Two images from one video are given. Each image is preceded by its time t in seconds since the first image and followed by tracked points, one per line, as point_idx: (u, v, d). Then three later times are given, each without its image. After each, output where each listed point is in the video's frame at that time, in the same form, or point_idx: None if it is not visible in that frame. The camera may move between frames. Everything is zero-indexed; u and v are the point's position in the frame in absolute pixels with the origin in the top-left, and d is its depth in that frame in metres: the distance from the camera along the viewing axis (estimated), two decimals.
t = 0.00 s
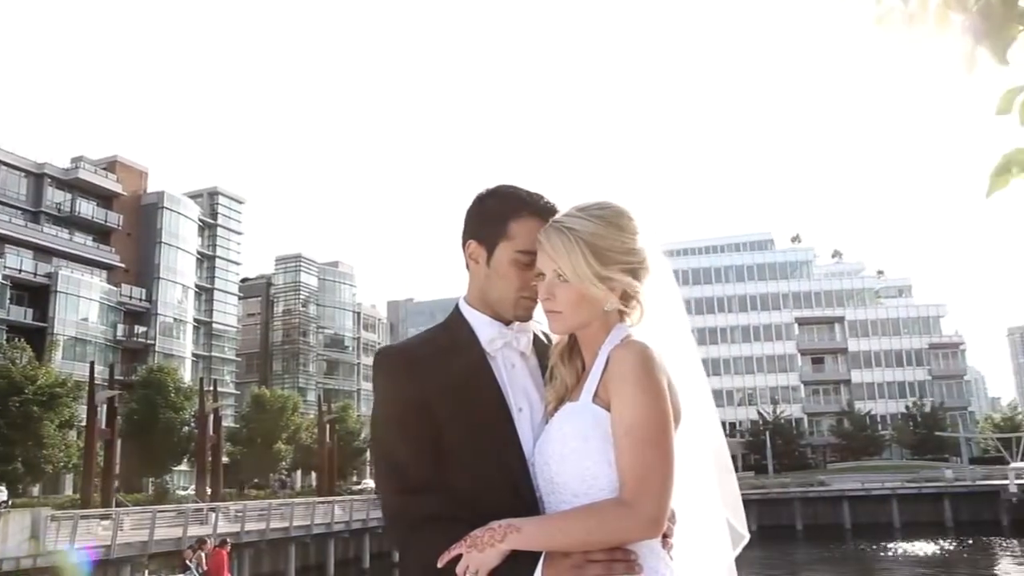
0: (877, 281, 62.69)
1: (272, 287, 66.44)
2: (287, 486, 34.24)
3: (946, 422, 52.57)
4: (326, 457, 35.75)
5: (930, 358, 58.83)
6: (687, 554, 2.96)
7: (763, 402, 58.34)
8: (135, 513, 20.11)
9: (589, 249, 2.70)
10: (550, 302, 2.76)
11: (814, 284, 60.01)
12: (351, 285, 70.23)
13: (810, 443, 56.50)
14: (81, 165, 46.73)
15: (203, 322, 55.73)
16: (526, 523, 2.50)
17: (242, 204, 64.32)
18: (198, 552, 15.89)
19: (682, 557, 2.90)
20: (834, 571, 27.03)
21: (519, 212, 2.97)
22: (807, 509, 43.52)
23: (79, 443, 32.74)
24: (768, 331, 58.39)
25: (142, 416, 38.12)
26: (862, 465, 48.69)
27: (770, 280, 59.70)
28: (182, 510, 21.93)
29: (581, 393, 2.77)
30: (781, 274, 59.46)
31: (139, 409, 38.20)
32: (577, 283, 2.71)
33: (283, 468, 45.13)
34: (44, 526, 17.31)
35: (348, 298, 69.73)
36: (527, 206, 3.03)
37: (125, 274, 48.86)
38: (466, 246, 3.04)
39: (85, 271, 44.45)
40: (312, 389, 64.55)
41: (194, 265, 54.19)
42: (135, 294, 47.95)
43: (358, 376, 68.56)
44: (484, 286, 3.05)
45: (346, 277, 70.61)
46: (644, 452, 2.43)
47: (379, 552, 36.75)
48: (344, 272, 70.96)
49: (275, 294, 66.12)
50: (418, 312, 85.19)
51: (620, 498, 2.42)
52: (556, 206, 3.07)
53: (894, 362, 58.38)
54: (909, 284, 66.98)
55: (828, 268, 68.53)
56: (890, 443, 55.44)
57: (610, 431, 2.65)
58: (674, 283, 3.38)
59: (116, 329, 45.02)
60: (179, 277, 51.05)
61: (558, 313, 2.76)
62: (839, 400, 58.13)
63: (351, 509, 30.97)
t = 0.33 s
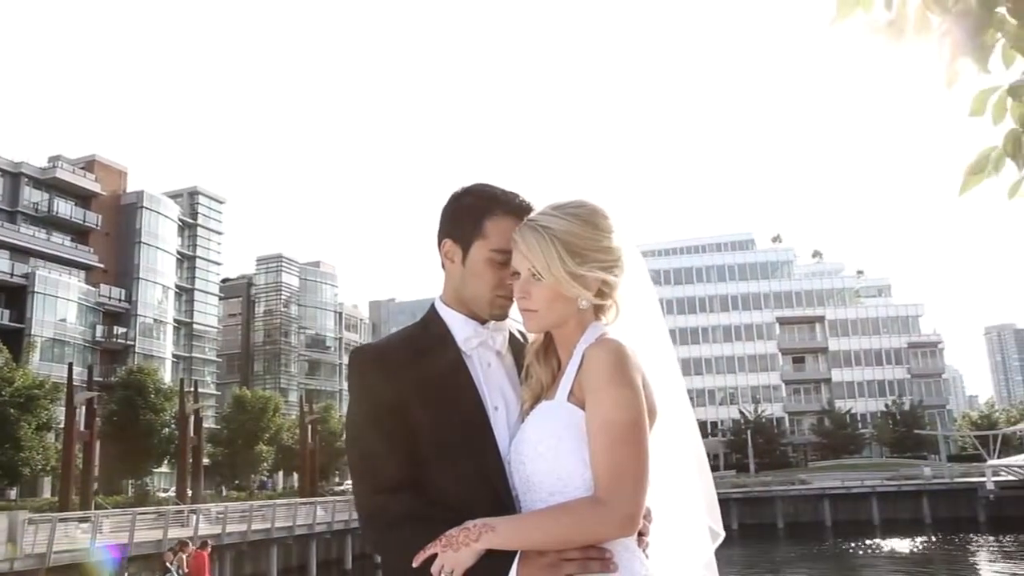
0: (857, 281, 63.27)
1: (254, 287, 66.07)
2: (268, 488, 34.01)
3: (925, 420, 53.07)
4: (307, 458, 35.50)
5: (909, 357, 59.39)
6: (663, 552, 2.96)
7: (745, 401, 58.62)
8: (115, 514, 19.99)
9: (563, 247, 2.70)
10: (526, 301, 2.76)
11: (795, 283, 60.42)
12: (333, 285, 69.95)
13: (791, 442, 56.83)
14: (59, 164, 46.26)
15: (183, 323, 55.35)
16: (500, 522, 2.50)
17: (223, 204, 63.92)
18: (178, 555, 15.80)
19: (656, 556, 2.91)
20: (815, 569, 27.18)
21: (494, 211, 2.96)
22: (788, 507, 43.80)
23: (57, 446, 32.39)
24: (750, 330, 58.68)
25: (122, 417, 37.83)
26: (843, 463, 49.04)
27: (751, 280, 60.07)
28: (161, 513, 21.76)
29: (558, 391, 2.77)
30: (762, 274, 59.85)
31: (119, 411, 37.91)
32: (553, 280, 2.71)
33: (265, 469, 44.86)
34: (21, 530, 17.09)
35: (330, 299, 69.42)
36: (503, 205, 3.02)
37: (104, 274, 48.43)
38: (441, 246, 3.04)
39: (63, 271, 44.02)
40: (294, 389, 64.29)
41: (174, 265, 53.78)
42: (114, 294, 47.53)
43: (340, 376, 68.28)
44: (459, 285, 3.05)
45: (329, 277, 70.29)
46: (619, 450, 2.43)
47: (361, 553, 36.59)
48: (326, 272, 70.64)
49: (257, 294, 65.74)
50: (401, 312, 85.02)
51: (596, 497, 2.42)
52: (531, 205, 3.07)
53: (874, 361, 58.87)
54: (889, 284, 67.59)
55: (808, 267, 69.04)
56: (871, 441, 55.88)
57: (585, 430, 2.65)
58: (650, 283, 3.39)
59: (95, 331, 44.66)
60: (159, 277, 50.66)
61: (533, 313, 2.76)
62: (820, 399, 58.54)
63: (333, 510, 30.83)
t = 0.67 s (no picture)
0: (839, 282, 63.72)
1: (237, 285, 65.72)
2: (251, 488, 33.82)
3: (906, 421, 53.52)
4: (291, 457, 35.30)
5: (891, 358, 59.85)
6: (640, 554, 2.97)
7: (728, 402, 58.79)
8: (95, 514, 19.82)
9: (543, 247, 2.70)
10: (505, 301, 2.76)
11: (778, 285, 60.79)
12: (317, 284, 69.72)
13: (773, 442, 57.06)
14: (40, 161, 45.79)
15: (165, 322, 54.96)
16: (477, 522, 2.50)
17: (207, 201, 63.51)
18: (159, 554, 15.66)
19: (635, 555, 2.92)
20: (798, 569, 27.29)
21: (474, 210, 2.97)
22: (770, 508, 43.97)
23: (35, 445, 32.08)
24: (733, 331, 58.94)
25: (103, 416, 37.55)
26: (825, 464, 49.34)
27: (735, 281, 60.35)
28: (142, 512, 21.62)
29: (536, 390, 2.78)
30: (746, 274, 60.13)
31: (100, 410, 37.64)
32: (534, 278, 2.70)
33: (247, 469, 44.66)
34: None
35: (314, 297, 69.18)
36: (483, 204, 3.03)
37: (85, 272, 48.04)
38: (421, 244, 3.05)
39: (44, 268, 43.63)
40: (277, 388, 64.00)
41: (157, 263, 53.42)
42: (96, 292, 47.14)
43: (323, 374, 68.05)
44: (438, 284, 3.06)
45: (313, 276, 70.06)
46: (597, 450, 2.43)
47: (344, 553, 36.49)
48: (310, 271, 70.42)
49: (240, 292, 65.42)
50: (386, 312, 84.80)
51: (573, 496, 2.42)
52: (511, 205, 3.07)
53: (856, 362, 59.30)
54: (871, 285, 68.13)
55: (791, 269, 69.48)
56: (853, 442, 56.27)
57: (564, 429, 2.66)
58: (630, 283, 3.40)
59: (75, 329, 44.38)
60: (142, 275, 50.29)
61: (512, 311, 2.76)
62: (803, 400, 58.86)
63: (316, 510, 30.77)
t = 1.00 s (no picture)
0: (823, 284, 64.19)
1: (222, 285, 65.38)
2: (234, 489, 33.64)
3: (888, 421, 53.96)
4: (275, 458, 35.18)
5: (873, 360, 60.32)
6: (619, 555, 2.97)
7: (713, 403, 59.00)
8: (76, 515, 19.76)
9: (523, 247, 2.69)
10: (485, 300, 2.77)
11: (762, 286, 61.12)
12: (302, 283, 69.51)
13: (757, 443, 57.29)
14: (21, 158, 45.38)
15: (149, 320, 54.58)
16: (457, 523, 2.49)
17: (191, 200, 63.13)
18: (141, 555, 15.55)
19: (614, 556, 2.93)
20: (782, 568, 27.43)
21: (455, 209, 2.97)
22: (754, 507, 44.14)
23: (14, 445, 31.76)
24: (718, 332, 59.19)
25: (85, 416, 37.25)
26: (808, 464, 49.67)
27: (720, 282, 60.63)
28: (123, 512, 21.50)
29: (516, 390, 2.78)
30: (731, 276, 60.41)
31: (82, 410, 37.32)
32: (515, 278, 2.70)
33: (231, 469, 44.45)
34: None
35: (299, 296, 68.98)
36: (464, 204, 3.03)
37: (68, 270, 47.64)
38: (402, 244, 3.04)
39: (25, 266, 43.23)
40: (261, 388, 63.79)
41: (141, 262, 53.06)
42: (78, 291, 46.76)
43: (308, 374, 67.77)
44: (419, 283, 3.06)
45: (298, 275, 69.82)
46: (577, 450, 2.43)
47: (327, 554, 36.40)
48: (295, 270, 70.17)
49: (224, 292, 65.08)
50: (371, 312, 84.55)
51: (551, 497, 2.42)
52: (493, 204, 3.07)
53: (839, 363, 59.75)
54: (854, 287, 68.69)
55: (776, 270, 69.88)
56: (836, 442, 56.65)
57: (543, 429, 2.66)
58: (612, 284, 3.41)
59: (56, 328, 44.00)
60: (125, 274, 49.98)
61: (493, 310, 2.76)
62: (787, 401, 59.18)
63: (299, 510, 30.70)
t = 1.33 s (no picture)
0: (808, 285, 64.55)
1: (207, 284, 65.05)
2: (220, 489, 33.49)
3: (872, 422, 54.37)
4: (260, 458, 35.06)
5: (857, 360, 60.74)
6: (600, 553, 2.98)
7: (699, 403, 59.20)
8: (59, 514, 19.67)
9: (504, 248, 2.69)
10: (467, 298, 2.76)
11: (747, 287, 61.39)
12: (288, 282, 69.30)
13: (743, 443, 57.50)
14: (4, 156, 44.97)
15: (133, 320, 54.25)
16: (436, 521, 2.50)
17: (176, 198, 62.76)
18: (124, 554, 15.42)
19: (596, 556, 2.93)
20: (768, 567, 27.51)
21: (437, 209, 2.97)
22: (739, 507, 44.31)
23: None
24: (703, 332, 59.40)
25: (68, 416, 36.94)
26: (793, 465, 49.95)
27: (706, 282, 60.84)
28: (107, 512, 21.34)
29: (499, 389, 2.77)
30: (717, 276, 60.66)
31: (65, 409, 37.00)
32: (496, 276, 2.70)
33: (216, 469, 44.23)
34: None
35: (284, 296, 68.78)
36: (448, 202, 3.03)
37: (51, 268, 47.19)
38: (384, 242, 3.04)
39: (7, 264, 42.86)
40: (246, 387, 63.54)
41: (125, 261, 52.73)
42: (62, 290, 46.41)
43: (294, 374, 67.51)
44: (403, 280, 3.06)
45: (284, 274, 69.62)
46: (558, 450, 2.43)
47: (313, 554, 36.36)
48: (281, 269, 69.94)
49: (210, 291, 64.73)
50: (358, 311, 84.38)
51: (533, 496, 2.43)
52: (475, 203, 3.08)
53: (824, 364, 60.14)
54: (839, 288, 69.17)
55: (762, 271, 70.25)
56: (821, 442, 57.05)
57: (525, 428, 2.66)
58: (595, 284, 3.41)
59: (40, 326, 43.60)
60: (109, 273, 49.65)
61: (476, 307, 2.76)
62: (772, 401, 59.48)
63: (285, 510, 30.61)
